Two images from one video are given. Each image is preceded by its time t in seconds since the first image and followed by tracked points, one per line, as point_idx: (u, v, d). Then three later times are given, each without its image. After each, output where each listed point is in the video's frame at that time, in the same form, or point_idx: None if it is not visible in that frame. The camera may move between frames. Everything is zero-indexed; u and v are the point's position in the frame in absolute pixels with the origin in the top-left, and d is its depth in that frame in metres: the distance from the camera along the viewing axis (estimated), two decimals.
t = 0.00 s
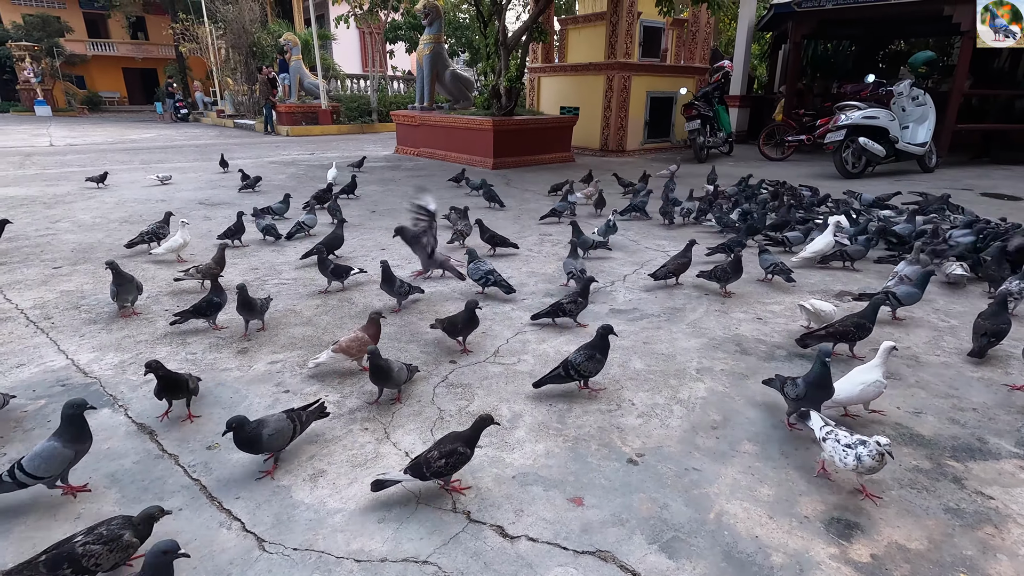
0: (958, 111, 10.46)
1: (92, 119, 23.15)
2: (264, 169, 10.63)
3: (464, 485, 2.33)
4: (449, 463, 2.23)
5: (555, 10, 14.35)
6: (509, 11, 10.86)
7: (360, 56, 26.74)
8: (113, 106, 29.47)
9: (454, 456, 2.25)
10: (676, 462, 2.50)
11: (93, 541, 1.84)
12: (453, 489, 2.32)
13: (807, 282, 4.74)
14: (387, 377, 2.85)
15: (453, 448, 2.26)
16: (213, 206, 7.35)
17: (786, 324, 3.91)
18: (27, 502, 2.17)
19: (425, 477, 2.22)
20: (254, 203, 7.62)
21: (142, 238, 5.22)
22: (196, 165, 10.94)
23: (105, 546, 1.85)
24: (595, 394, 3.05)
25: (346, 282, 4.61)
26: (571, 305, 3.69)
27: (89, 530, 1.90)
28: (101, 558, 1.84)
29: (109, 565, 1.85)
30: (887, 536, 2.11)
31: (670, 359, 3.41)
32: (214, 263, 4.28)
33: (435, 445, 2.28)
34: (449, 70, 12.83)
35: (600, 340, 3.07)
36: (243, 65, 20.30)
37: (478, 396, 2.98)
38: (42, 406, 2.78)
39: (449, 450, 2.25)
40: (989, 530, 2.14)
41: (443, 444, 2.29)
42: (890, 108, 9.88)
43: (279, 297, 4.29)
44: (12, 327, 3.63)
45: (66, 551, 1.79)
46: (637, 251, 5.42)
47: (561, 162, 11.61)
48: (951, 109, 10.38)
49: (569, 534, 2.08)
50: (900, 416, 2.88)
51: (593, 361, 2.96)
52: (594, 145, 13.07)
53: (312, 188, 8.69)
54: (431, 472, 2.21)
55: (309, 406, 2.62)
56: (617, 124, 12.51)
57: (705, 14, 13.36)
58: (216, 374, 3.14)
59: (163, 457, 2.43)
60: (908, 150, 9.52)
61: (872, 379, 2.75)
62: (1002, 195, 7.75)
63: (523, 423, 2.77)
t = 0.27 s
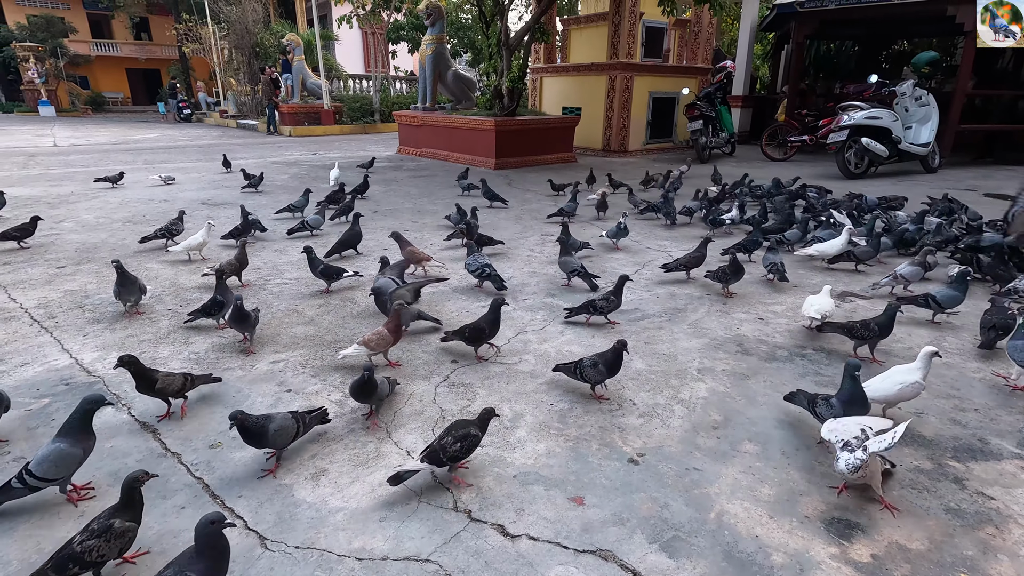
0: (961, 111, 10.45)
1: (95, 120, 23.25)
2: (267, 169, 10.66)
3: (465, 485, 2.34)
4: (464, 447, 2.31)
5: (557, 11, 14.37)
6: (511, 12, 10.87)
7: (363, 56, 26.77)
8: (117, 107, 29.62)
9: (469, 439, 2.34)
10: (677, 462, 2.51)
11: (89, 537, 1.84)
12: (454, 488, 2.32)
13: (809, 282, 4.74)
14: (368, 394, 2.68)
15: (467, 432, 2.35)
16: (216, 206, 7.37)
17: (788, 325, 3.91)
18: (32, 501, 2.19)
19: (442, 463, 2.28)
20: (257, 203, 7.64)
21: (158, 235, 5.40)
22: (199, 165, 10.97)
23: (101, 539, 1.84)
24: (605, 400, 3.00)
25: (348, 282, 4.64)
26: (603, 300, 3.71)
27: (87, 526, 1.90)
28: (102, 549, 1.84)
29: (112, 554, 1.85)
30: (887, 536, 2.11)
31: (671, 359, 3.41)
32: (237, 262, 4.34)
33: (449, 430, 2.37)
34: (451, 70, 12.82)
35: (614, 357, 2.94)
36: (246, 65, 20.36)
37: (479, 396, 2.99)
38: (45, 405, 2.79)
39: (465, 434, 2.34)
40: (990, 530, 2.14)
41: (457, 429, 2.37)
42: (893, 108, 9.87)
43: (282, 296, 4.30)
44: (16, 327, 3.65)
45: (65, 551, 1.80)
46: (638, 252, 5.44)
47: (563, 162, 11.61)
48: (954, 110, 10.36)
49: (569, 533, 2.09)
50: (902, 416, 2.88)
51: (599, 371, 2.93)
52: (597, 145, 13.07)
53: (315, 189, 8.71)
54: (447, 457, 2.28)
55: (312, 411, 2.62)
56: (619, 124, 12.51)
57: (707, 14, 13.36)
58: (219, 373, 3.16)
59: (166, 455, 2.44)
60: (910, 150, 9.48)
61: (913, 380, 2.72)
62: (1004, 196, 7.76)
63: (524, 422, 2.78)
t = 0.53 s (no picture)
0: (963, 112, 10.42)
1: (98, 121, 23.33)
2: (269, 170, 10.68)
3: (466, 486, 2.34)
4: (481, 443, 2.39)
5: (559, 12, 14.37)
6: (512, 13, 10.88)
7: (364, 57, 26.77)
8: (120, 108, 29.69)
9: (485, 437, 2.41)
10: (678, 463, 2.50)
11: (84, 540, 1.84)
12: (455, 490, 2.32)
13: (810, 283, 4.73)
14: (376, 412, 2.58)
15: (484, 429, 2.43)
16: (217, 207, 7.38)
17: (789, 326, 3.90)
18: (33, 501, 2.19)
19: (459, 456, 2.36)
20: (259, 203, 7.65)
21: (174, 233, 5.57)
22: (201, 166, 10.99)
23: (95, 541, 1.83)
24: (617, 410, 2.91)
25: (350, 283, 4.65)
26: (633, 305, 3.70)
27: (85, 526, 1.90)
28: (98, 551, 1.83)
29: (108, 555, 1.84)
30: (889, 538, 2.11)
31: (672, 361, 3.41)
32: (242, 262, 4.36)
33: (466, 425, 2.46)
34: (452, 71, 12.81)
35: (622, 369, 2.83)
36: (248, 66, 20.40)
37: (480, 397, 2.98)
38: (47, 405, 2.80)
39: (482, 431, 2.41)
40: (992, 533, 2.13)
41: (475, 425, 2.45)
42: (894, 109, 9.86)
43: (283, 297, 4.30)
44: (18, 327, 3.66)
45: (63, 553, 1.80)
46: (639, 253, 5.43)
47: (564, 162, 11.60)
48: (956, 111, 10.34)
49: (570, 535, 2.09)
50: (904, 418, 2.87)
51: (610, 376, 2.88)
52: (598, 146, 13.07)
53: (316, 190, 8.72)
54: (465, 451, 2.35)
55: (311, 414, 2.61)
56: (620, 125, 12.51)
57: (709, 15, 13.36)
58: (219, 374, 3.16)
59: (167, 456, 2.44)
60: (912, 151, 9.47)
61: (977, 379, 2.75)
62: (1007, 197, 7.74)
63: (525, 424, 2.78)
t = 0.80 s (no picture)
0: (963, 113, 10.42)
1: (98, 121, 23.31)
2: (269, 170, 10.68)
3: (467, 486, 2.33)
4: (479, 435, 2.41)
5: (558, 12, 14.38)
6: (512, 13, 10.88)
7: (365, 57, 26.79)
8: (120, 109, 29.70)
9: (482, 428, 2.43)
10: (678, 463, 2.49)
11: (80, 537, 1.83)
12: (455, 489, 2.31)
13: (811, 283, 4.72)
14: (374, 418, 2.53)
15: (481, 421, 2.44)
16: (217, 207, 7.38)
17: (790, 325, 3.90)
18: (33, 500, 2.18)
19: (458, 451, 2.37)
20: (259, 204, 7.64)
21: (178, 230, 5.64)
22: (201, 167, 10.99)
23: (88, 540, 1.82)
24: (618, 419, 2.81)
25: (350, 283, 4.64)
26: (654, 301, 3.71)
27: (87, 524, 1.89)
28: (90, 551, 1.81)
29: (100, 558, 1.82)
30: (891, 538, 2.10)
31: (672, 361, 3.40)
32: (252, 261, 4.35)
33: (465, 418, 2.46)
34: (452, 72, 12.80)
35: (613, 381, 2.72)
36: (248, 67, 20.42)
37: (480, 397, 2.98)
38: (47, 405, 2.79)
39: (480, 423, 2.43)
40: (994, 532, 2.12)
41: (473, 417, 2.46)
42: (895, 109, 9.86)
43: (283, 297, 4.29)
44: (18, 327, 3.65)
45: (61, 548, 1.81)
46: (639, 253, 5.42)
47: (564, 163, 11.59)
48: (956, 111, 10.34)
49: (571, 534, 2.08)
50: (905, 418, 2.86)
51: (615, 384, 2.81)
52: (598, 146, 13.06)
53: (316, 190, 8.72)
54: (464, 445, 2.37)
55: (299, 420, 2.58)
56: (620, 125, 12.51)
57: (709, 16, 13.36)
58: (219, 374, 3.15)
59: (167, 456, 2.44)
60: (912, 152, 9.48)
61: None
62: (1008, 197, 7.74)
63: (525, 423, 2.77)
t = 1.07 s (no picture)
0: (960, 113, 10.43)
1: (95, 122, 23.26)
2: (267, 171, 10.67)
3: (465, 486, 2.32)
4: (471, 436, 2.40)
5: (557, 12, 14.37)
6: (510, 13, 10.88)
7: (363, 58, 26.77)
8: (118, 109, 29.67)
9: (474, 429, 2.42)
10: (677, 463, 2.49)
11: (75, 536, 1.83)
12: (454, 489, 2.30)
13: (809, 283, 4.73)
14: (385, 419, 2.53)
15: (473, 422, 2.43)
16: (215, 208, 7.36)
17: (789, 325, 3.89)
18: (27, 501, 2.17)
19: (448, 450, 2.38)
20: (256, 204, 7.63)
21: (179, 228, 5.69)
22: (199, 167, 10.97)
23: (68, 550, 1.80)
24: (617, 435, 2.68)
25: (348, 283, 4.64)
26: (665, 305, 3.71)
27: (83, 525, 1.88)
28: (73, 558, 1.80)
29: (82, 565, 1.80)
30: (890, 537, 2.10)
31: (670, 360, 3.40)
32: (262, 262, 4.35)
33: (459, 418, 2.46)
34: (451, 72, 12.78)
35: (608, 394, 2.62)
36: (246, 67, 20.41)
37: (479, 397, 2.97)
38: (44, 405, 2.78)
39: (471, 424, 2.42)
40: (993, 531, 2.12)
41: (464, 419, 2.45)
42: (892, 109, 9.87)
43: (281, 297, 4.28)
44: (14, 328, 3.64)
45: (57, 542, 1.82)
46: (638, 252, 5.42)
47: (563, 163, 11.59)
48: (954, 111, 10.36)
49: (570, 534, 2.07)
50: (904, 417, 2.86)
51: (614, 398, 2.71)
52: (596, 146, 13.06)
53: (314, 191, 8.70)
54: (453, 445, 2.37)
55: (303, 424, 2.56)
56: (619, 125, 12.51)
57: (707, 16, 13.38)
58: (217, 374, 3.14)
59: (163, 457, 2.43)
60: (910, 151, 9.50)
61: None
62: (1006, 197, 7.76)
63: (524, 423, 2.76)
